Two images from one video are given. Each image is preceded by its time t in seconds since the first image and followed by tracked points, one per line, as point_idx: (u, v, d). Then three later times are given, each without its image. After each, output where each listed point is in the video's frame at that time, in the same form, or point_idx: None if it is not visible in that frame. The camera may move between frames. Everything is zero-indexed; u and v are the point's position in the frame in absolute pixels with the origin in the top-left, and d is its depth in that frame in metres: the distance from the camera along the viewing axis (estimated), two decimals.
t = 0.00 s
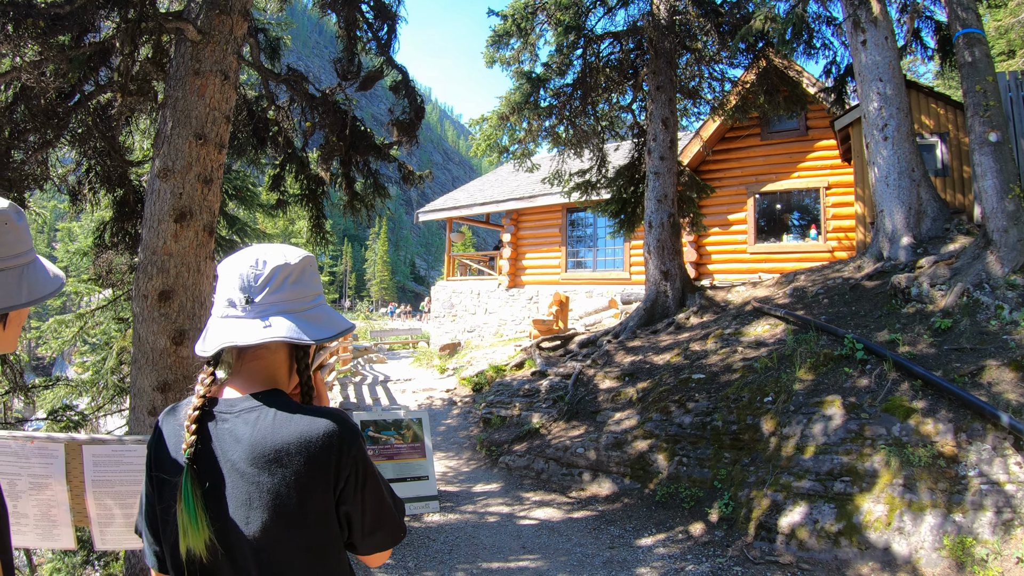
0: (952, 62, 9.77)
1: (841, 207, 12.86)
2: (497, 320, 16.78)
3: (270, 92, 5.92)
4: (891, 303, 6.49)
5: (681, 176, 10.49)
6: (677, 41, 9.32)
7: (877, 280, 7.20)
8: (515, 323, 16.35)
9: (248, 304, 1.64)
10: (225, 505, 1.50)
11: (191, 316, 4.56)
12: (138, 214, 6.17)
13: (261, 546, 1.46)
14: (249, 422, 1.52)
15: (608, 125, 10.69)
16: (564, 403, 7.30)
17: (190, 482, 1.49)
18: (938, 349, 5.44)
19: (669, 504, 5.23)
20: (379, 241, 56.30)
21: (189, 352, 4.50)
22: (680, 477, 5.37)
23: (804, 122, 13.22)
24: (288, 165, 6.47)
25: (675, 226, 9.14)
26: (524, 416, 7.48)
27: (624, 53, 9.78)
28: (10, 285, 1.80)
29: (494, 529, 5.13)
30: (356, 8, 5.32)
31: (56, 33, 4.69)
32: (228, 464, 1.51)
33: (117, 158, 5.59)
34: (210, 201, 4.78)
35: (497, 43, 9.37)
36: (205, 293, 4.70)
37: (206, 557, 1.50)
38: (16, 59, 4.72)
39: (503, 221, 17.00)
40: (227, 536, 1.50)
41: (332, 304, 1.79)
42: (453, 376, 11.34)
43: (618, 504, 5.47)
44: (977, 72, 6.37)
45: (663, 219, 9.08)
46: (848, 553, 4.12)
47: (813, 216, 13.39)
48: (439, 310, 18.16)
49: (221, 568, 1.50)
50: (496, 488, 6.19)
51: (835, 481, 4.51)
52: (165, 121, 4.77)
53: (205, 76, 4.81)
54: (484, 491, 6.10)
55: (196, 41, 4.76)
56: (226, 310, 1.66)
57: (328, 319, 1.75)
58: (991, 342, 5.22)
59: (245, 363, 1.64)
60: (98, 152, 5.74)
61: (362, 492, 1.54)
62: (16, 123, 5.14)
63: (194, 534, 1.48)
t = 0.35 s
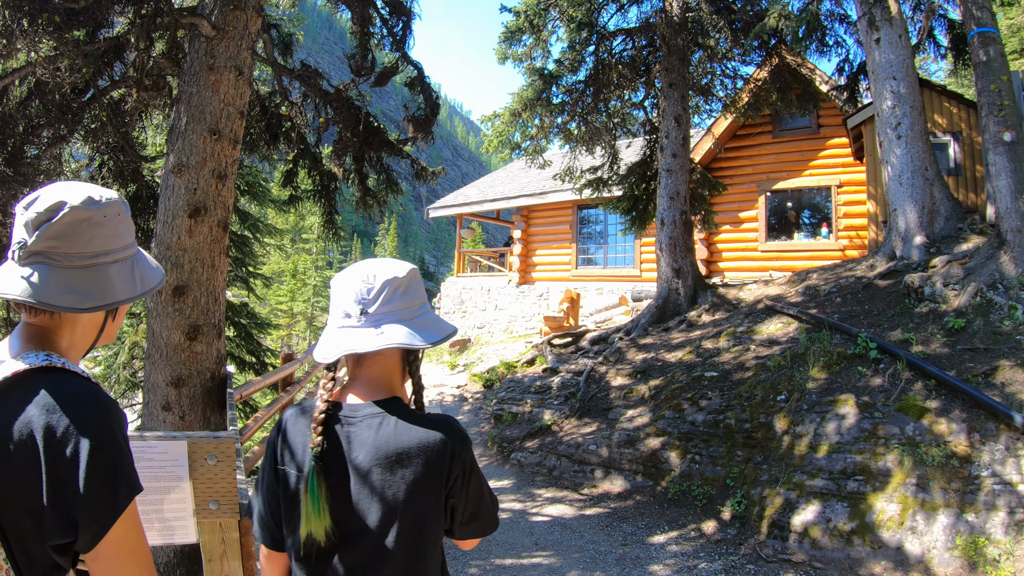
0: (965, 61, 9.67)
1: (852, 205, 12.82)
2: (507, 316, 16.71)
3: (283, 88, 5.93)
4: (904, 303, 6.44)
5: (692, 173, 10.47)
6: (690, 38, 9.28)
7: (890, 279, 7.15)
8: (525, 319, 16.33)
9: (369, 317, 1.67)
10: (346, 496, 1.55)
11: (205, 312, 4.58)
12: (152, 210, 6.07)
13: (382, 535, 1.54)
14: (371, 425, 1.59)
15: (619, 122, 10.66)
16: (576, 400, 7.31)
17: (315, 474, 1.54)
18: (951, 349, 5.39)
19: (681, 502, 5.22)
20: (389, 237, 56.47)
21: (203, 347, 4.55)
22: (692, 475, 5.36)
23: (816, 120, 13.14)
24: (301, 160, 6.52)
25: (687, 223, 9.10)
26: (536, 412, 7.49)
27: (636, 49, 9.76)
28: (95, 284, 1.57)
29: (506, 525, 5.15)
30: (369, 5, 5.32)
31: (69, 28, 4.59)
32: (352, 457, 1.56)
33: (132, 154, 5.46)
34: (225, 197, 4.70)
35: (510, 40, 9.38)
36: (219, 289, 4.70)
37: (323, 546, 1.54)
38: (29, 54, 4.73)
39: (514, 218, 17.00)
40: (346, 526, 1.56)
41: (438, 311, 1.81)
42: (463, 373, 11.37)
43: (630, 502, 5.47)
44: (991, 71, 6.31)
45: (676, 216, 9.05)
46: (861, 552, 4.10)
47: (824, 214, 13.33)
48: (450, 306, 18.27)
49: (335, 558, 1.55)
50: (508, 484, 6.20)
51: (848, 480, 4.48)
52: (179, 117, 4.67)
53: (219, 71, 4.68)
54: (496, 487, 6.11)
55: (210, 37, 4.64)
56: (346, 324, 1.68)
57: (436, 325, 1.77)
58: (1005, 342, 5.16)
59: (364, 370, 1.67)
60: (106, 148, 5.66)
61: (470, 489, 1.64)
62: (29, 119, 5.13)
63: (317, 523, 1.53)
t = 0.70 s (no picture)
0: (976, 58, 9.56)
1: (862, 203, 12.66)
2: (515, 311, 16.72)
3: (295, 81, 5.94)
4: (915, 300, 6.39)
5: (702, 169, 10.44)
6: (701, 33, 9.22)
7: (901, 276, 7.10)
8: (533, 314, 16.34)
9: (507, 315, 1.91)
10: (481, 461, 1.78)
11: (217, 304, 4.59)
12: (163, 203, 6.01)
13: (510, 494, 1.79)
14: (505, 402, 1.83)
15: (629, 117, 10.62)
16: (586, 395, 7.32)
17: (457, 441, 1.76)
18: (962, 347, 5.34)
19: (691, 498, 5.23)
20: (397, 231, 56.70)
21: (214, 339, 4.55)
22: (702, 471, 5.36)
23: (826, 117, 13.07)
24: (311, 153, 6.53)
25: (697, 219, 9.07)
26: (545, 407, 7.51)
27: (647, 44, 9.75)
28: (191, 279, 1.55)
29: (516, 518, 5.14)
30: None
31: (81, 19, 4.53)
32: (487, 429, 1.80)
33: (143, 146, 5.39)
34: (236, 189, 4.63)
35: (520, 34, 9.38)
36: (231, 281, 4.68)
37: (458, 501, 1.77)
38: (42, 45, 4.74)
39: (522, 213, 17.00)
40: (478, 485, 1.79)
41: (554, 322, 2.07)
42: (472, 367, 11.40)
43: (640, 497, 5.48)
44: (1004, 69, 6.23)
45: (686, 212, 9.02)
46: (871, 549, 4.09)
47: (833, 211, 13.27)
48: (457, 301, 18.28)
49: (467, 511, 1.79)
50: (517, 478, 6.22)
51: (859, 477, 4.46)
52: (190, 109, 4.56)
53: (231, 63, 4.61)
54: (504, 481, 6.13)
55: (223, 29, 4.56)
56: (486, 320, 1.93)
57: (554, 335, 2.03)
58: (1017, 340, 5.11)
59: (492, 358, 1.90)
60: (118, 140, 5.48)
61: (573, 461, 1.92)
62: (40, 110, 5.13)
63: (459, 482, 1.75)
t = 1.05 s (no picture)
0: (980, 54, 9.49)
1: (863, 199, 12.69)
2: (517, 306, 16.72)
3: (298, 76, 5.92)
4: (918, 296, 6.37)
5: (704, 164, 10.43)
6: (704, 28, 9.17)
7: (905, 272, 7.09)
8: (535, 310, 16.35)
9: (538, 323, 2.18)
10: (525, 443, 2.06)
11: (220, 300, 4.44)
12: (166, 198, 5.98)
13: (551, 471, 2.06)
14: (536, 388, 2.11)
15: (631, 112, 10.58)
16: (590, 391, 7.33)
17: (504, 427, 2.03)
18: (966, 343, 5.32)
19: (695, 493, 5.24)
20: (399, 227, 56.68)
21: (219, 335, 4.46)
22: (707, 466, 5.36)
23: (829, 113, 13.03)
24: (314, 149, 6.52)
25: (700, 214, 9.05)
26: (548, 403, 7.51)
27: (650, 40, 9.71)
28: (265, 281, 1.66)
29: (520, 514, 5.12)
30: None
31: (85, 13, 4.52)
32: (529, 417, 2.07)
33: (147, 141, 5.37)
34: (240, 184, 4.56)
35: (523, 29, 9.36)
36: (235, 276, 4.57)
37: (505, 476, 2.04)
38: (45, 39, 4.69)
39: (524, 208, 16.98)
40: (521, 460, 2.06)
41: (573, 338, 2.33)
42: (474, 362, 11.39)
43: (644, 492, 5.49)
44: (1008, 65, 6.19)
45: (689, 207, 8.99)
46: (876, 544, 4.09)
47: (835, 207, 13.26)
48: (459, 296, 18.26)
49: (511, 487, 2.06)
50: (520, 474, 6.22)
51: (864, 472, 4.46)
52: (194, 104, 4.50)
53: (235, 58, 4.56)
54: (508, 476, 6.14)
55: (226, 24, 4.52)
56: (521, 324, 2.21)
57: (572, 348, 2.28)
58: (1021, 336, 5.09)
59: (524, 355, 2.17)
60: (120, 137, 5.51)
61: (596, 436, 2.19)
62: (45, 106, 5.10)
63: (506, 459, 2.02)
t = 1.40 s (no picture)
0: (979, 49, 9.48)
1: (861, 193, 12.72)
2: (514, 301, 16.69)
3: (296, 71, 5.86)
4: (918, 290, 6.38)
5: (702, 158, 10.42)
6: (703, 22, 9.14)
7: (904, 266, 7.11)
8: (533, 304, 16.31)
9: (558, 311, 2.65)
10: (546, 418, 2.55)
11: (220, 296, 4.35)
12: (163, 194, 5.93)
13: (566, 442, 2.57)
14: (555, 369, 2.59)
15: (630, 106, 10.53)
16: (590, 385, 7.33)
17: (527, 401, 2.54)
18: (967, 336, 5.33)
19: (698, 487, 5.25)
20: (395, 222, 56.50)
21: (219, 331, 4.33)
22: (708, 460, 5.37)
23: (826, 107, 13.02)
24: (312, 144, 6.47)
25: (699, 208, 9.03)
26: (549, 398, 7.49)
27: (649, 34, 9.67)
28: (323, 271, 1.73)
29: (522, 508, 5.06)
30: None
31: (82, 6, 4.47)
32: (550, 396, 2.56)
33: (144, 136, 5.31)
34: (239, 179, 4.50)
35: (521, 23, 9.31)
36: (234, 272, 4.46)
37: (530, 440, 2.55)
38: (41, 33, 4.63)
39: (522, 203, 16.94)
40: (542, 427, 2.56)
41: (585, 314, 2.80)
42: (473, 358, 11.37)
43: (646, 486, 5.50)
44: (1009, 60, 6.17)
45: (688, 201, 8.97)
46: (879, 537, 4.10)
47: (832, 201, 13.29)
48: (456, 291, 18.18)
49: (536, 448, 2.56)
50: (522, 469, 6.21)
51: (866, 465, 4.47)
52: (192, 99, 4.45)
53: (233, 52, 4.49)
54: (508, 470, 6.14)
55: (224, 17, 4.44)
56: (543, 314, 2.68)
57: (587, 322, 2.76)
58: (1022, 330, 5.10)
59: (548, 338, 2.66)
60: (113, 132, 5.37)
61: (608, 408, 2.64)
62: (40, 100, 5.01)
63: (529, 426, 2.53)
